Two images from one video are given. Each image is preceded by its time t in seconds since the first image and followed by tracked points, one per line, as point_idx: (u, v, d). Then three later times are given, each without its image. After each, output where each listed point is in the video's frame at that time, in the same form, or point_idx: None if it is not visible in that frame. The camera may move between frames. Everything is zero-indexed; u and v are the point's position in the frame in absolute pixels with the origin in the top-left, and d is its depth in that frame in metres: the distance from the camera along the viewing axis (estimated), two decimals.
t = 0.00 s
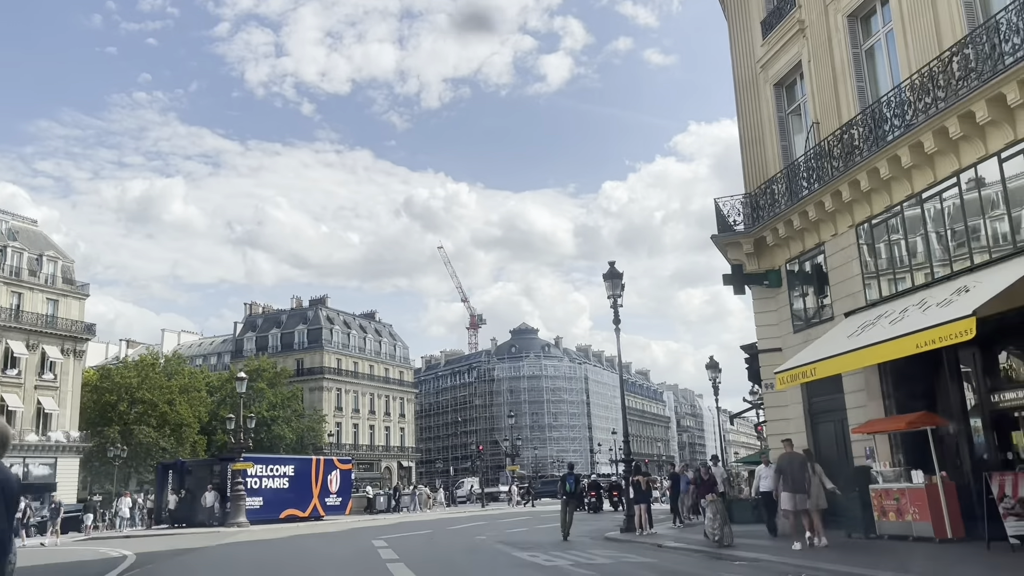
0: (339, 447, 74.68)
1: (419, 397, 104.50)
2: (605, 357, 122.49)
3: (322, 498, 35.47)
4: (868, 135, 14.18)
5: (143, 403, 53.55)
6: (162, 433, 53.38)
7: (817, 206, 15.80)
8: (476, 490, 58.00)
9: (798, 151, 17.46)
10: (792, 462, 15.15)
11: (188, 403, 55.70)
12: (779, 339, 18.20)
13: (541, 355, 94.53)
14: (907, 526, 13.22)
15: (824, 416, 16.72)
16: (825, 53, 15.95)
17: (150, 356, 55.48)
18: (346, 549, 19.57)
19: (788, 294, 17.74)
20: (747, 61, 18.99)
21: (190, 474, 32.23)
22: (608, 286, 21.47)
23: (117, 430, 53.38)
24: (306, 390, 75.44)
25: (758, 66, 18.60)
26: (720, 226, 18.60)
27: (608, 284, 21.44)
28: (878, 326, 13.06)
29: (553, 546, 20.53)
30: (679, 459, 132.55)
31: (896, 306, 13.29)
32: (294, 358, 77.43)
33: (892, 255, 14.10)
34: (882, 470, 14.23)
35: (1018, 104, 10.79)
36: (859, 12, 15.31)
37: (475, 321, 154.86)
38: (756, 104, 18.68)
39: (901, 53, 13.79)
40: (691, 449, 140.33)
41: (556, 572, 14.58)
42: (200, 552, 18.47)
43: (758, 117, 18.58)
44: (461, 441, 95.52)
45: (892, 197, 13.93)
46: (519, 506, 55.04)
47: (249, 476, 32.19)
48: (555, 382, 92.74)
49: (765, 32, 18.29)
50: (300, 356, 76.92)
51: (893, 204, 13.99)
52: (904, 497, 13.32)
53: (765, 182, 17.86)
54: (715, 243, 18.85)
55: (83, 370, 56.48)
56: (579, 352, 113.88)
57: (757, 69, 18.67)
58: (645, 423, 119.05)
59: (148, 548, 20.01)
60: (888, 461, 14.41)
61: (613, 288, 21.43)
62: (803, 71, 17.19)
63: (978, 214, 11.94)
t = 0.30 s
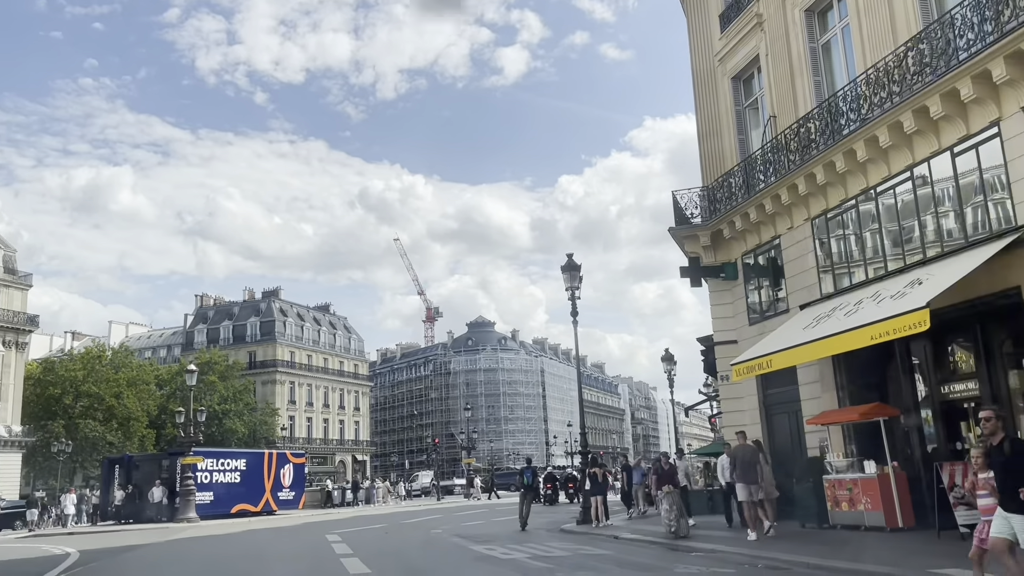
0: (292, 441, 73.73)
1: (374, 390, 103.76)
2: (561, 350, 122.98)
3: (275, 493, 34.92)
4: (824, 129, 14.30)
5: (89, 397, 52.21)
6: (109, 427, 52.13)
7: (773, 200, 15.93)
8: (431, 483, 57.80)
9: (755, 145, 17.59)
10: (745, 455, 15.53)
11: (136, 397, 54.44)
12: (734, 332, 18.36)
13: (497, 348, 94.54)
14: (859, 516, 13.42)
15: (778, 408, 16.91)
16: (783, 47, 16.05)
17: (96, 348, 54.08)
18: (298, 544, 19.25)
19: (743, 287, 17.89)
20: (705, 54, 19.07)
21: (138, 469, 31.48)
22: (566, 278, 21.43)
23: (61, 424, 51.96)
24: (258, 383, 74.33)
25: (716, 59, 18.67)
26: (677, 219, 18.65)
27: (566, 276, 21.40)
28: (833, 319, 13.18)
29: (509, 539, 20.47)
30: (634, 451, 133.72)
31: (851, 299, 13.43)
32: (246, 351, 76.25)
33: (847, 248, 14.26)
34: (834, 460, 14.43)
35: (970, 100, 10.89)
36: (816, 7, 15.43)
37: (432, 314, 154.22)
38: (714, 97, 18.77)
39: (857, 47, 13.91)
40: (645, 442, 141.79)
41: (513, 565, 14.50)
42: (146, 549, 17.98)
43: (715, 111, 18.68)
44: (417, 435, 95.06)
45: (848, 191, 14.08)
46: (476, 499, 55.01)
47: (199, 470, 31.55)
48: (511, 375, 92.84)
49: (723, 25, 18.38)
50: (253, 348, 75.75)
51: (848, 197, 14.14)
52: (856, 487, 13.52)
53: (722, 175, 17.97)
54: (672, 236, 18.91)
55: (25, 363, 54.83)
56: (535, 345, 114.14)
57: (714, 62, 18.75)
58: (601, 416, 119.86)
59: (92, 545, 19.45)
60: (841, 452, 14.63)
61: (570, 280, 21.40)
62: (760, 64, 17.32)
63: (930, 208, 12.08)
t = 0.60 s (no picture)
0: (258, 439, 72.83)
1: (342, 387, 103.02)
2: (530, 348, 123.06)
3: (239, 491, 34.42)
4: (794, 126, 14.35)
5: (48, 394, 50.99)
6: (68, 424, 51.09)
7: (743, 197, 15.96)
8: (398, 480, 57.50)
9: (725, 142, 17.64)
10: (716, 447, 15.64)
11: (97, 394, 53.40)
12: (704, 329, 18.38)
13: (466, 345, 94.30)
14: (827, 512, 13.50)
15: (747, 404, 16.97)
16: (754, 45, 16.09)
17: (56, 344, 52.91)
18: (261, 542, 18.94)
19: (713, 284, 17.93)
20: (676, 51, 19.08)
21: (98, 467, 30.83)
22: (536, 274, 21.34)
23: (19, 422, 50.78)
24: (223, 380, 73.33)
25: (687, 56, 18.70)
26: (648, 215, 18.63)
27: (537, 272, 21.32)
28: (802, 316, 13.21)
29: (477, 537, 20.33)
30: (602, 448, 134.26)
31: (819, 296, 13.48)
32: (210, 347, 75.21)
33: (817, 246, 14.33)
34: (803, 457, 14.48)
35: (940, 99, 10.93)
36: (787, 5, 15.48)
37: (400, 311, 153.49)
38: (685, 94, 18.78)
39: (827, 46, 13.98)
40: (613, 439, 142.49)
41: (482, 563, 14.35)
42: (105, 548, 17.58)
43: (686, 108, 18.69)
44: (384, 432, 94.49)
45: (818, 188, 14.13)
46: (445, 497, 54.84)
47: (162, 468, 30.98)
48: (480, 372, 92.65)
49: (695, 22, 18.39)
50: (217, 345, 74.74)
51: (818, 195, 14.19)
52: (824, 483, 13.59)
53: (692, 172, 17.98)
54: (643, 233, 18.88)
55: None
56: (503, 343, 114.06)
57: (686, 59, 18.76)
58: (569, 413, 120.15)
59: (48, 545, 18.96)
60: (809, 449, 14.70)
61: (541, 277, 21.31)
62: (731, 62, 17.35)
63: (899, 207, 12.14)
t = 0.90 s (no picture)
0: (236, 439, 72.21)
1: (321, 386, 102.47)
2: (511, 347, 122.99)
3: (217, 491, 34.07)
4: (777, 125, 14.36)
5: (22, 393, 49.78)
6: (43, 424, 50.37)
7: (726, 196, 15.97)
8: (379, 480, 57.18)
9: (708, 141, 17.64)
10: (696, 447, 15.55)
11: (73, 393, 52.69)
12: (686, 327, 18.38)
13: (447, 344, 94.07)
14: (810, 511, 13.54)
15: (729, 403, 17.00)
16: (737, 44, 16.11)
17: (30, 342, 52.10)
18: (240, 543, 18.75)
19: (695, 283, 17.93)
20: (659, 49, 19.07)
21: (73, 468, 30.39)
22: (518, 273, 21.28)
23: None
24: (202, 379, 72.68)
25: (670, 55, 18.69)
26: (630, 214, 18.59)
27: (519, 271, 21.25)
28: (784, 315, 13.22)
29: (459, 537, 20.22)
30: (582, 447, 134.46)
31: (801, 295, 13.50)
32: (189, 346, 74.51)
33: (799, 245, 14.36)
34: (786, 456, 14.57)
35: (922, 98, 10.96)
36: (770, 5, 15.51)
37: (381, 310, 152.87)
38: (668, 92, 18.77)
39: (810, 45, 14.01)
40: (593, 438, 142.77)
41: (464, 563, 14.24)
42: (80, 550, 17.28)
43: (669, 106, 18.68)
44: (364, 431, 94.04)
45: (800, 187, 14.16)
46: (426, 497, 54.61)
47: (138, 469, 30.58)
48: (461, 371, 92.44)
49: (678, 21, 18.39)
50: (196, 343, 74.05)
51: (801, 194, 14.22)
52: (806, 482, 13.63)
53: (675, 171, 17.98)
54: (625, 231, 18.84)
55: None
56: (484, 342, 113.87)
57: (668, 58, 18.76)
58: (550, 412, 120.21)
59: (22, 547, 18.62)
60: (791, 447, 14.74)
61: (523, 275, 21.25)
62: (714, 60, 17.36)
63: (881, 206, 12.18)
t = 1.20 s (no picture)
0: (225, 437, 71.82)
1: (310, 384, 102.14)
2: (500, 344, 122.86)
3: (206, 490, 33.84)
4: (769, 120, 14.33)
5: (8, 392, 49.53)
6: (30, 423, 49.96)
7: (717, 191, 15.94)
8: (369, 477, 56.96)
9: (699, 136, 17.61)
10: (686, 441, 15.51)
11: (60, 392, 52.26)
12: (677, 323, 18.35)
13: (436, 342, 93.88)
14: (803, 507, 13.53)
15: (721, 399, 16.98)
16: (728, 38, 16.08)
17: (16, 341, 51.65)
18: (229, 542, 18.60)
19: (686, 278, 17.91)
20: (649, 44, 19.01)
21: (59, 467, 30.10)
22: (509, 269, 21.19)
23: None
24: (190, 378, 72.25)
25: (660, 49, 18.64)
26: (621, 209, 18.52)
27: (510, 267, 21.17)
28: (777, 310, 13.17)
29: (450, 535, 20.11)
30: (572, 444, 134.59)
31: (795, 290, 13.46)
32: (176, 344, 74.09)
33: (791, 240, 14.32)
34: (778, 452, 14.56)
35: (915, 92, 10.94)
36: None
37: (369, 307, 152.46)
38: (658, 87, 18.73)
39: (802, 38, 13.98)
40: (583, 435, 142.91)
41: (456, 561, 14.13)
42: (67, 551, 17.06)
43: (659, 101, 18.64)
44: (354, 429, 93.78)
45: (792, 182, 14.14)
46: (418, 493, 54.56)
47: (126, 467, 30.33)
48: (450, 368, 92.25)
49: (668, 15, 18.33)
50: (184, 342, 73.64)
51: (793, 189, 14.20)
52: (800, 478, 13.62)
53: (666, 166, 17.94)
54: (616, 227, 18.77)
55: None
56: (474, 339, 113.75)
57: (659, 52, 18.71)
58: (539, 409, 120.22)
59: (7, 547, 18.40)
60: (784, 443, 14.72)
61: (514, 271, 21.17)
62: (705, 55, 17.33)
63: (874, 200, 12.16)
